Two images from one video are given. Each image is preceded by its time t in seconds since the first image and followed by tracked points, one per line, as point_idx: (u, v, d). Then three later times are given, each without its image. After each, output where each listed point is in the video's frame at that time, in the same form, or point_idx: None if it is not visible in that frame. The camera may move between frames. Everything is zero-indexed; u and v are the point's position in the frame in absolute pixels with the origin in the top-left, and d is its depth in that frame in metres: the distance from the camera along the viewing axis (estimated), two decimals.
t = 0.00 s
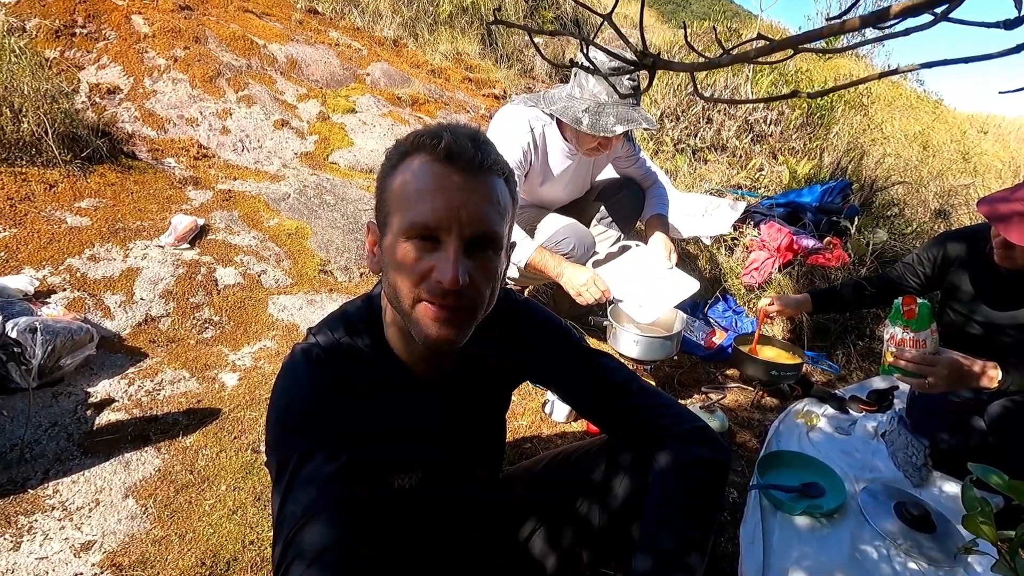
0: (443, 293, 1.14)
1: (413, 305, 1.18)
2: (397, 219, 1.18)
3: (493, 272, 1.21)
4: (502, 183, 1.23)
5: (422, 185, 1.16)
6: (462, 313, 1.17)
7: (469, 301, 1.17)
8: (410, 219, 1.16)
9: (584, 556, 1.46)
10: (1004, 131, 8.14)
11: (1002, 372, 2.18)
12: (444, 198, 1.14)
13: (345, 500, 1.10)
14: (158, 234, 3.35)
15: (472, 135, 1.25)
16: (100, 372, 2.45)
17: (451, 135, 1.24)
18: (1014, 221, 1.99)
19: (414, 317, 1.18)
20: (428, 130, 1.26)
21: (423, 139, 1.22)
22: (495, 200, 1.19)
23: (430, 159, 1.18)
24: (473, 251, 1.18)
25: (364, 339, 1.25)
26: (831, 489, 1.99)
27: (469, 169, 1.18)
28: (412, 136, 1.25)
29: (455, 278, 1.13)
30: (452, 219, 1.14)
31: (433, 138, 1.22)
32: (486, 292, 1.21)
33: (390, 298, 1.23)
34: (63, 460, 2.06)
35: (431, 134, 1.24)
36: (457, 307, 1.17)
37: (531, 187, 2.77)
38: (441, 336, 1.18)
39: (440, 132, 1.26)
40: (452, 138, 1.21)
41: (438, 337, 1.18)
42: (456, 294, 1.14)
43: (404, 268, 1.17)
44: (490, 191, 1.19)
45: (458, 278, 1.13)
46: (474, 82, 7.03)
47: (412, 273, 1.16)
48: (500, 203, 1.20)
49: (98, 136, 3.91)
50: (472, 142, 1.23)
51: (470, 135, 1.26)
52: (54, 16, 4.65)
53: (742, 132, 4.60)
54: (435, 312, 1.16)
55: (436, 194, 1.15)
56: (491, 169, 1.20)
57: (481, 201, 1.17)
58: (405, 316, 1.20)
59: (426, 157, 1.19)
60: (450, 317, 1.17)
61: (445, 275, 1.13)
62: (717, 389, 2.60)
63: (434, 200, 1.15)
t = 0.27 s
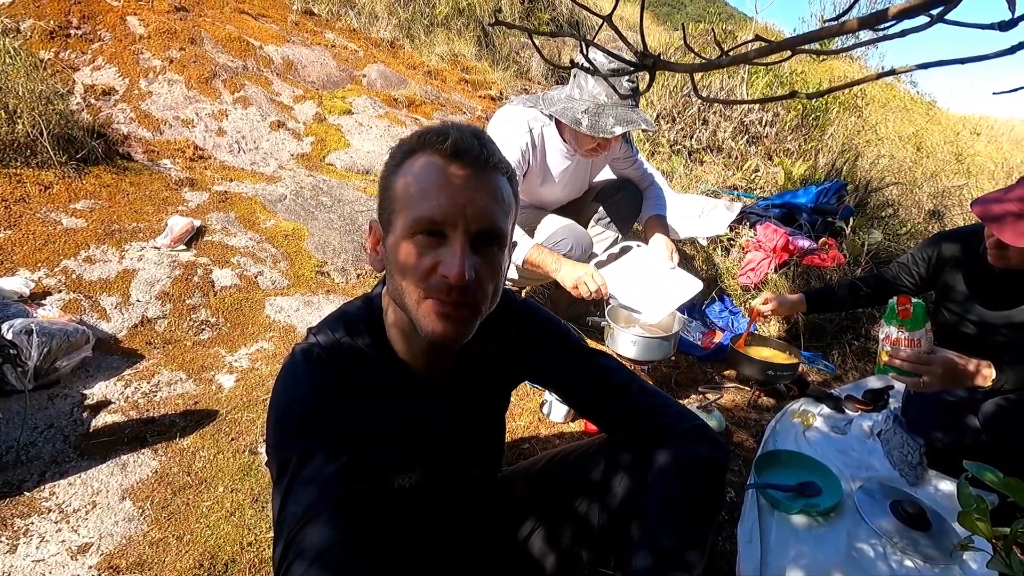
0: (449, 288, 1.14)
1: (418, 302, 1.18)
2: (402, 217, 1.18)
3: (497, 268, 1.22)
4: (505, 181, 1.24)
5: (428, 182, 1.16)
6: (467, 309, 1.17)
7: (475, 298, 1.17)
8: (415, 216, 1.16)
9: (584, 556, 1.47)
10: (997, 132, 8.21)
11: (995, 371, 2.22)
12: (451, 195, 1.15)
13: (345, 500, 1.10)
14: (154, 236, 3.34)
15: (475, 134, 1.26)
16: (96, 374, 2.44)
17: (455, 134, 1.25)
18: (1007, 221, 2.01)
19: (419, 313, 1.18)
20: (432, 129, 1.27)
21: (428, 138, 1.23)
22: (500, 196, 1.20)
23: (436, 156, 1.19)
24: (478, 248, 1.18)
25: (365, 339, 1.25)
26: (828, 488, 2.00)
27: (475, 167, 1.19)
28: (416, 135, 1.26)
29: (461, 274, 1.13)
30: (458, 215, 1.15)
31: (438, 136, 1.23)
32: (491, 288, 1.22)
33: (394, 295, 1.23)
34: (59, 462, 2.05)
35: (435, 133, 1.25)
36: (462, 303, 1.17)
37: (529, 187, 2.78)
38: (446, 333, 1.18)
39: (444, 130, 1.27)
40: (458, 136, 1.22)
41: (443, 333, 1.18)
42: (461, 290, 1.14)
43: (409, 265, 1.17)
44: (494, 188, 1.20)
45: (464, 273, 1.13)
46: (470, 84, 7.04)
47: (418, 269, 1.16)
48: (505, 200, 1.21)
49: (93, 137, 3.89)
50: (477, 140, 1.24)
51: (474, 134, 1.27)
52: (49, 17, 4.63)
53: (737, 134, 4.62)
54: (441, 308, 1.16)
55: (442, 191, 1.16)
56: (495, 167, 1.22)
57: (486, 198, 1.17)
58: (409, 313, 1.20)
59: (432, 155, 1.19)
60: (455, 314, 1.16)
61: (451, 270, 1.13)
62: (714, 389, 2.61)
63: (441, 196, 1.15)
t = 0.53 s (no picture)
0: (472, 297, 1.16)
1: (435, 312, 1.18)
2: (418, 227, 1.16)
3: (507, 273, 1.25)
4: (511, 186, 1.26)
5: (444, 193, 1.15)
6: (486, 315, 1.21)
7: (491, 305, 1.20)
8: (433, 228, 1.14)
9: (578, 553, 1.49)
10: (986, 131, 8.28)
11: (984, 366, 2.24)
12: (469, 206, 1.14)
13: (337, 500, 1.09)
14: (145, 235, 3.31)
15: (476, 136, 1.25)
16: (86, 375, 2.42)
17: (460, 138, 1.22)
18: (996, 219, 2.02)
19: (437, 322, 1.19)
20: (432, 132, 1.24)
21: (436, 144, 1.19)
22: (511, 204, 1.22)
23: (447, 164, 1.17)
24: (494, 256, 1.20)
25: (357, 340, 1.25)
26: (820, 485, 2.01)
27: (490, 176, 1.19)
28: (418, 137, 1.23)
29: (485, 286, 1.14)
30: (478, 226, 1.15)
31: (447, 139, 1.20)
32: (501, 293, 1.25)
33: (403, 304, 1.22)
34: (50, 464, 2.04)
35: (438, 136, 1.23)
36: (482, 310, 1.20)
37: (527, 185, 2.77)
38: (464, 340, 1.21)
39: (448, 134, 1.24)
40: (466, 142, 1.20)
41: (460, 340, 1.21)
42: (483, 300, 1.17)
43: (425, 276, 1.16)
44: (502, 194, 1.20)
45: (490, 283, 1.15)
46: (463, 82, 7.03)
47: (435, 281, 1.16)
48: (514, 206, 1.24)
49: (82, 135, 3.86)
50: (482, 144, 1.23)
51: (475, 135, 1.25)
52: (36, 14, 4.58)
53: (730, 132, 4.63)
54: (463, 316, 1.18)
55: (459, 202, 1.14)
56: (505, 173, 1.23)
57: (502, 208, 1.18)
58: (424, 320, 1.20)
59: (444, 162, 1.17)
60: (474, 321, 1.19)
61: (475, 281, 1.14)
62: (707, 387, 2.63)
63: (459, 207, 1.14)
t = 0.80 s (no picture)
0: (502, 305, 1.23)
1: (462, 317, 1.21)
2: (466, 251, 1.13)
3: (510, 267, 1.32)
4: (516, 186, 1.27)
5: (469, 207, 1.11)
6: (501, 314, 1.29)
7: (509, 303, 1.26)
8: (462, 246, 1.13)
9: (574, 554, 1.47)
10: (979, 131, 8.33)
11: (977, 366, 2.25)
12: (496, 219, 1.13)
13: (326, 503, 1.09)
14: (138, 236, 3.30)
15: (472, 136, 1.19)
16: (79, 376, 2.41)
17: (464, 145, 1.16)
18: (988, 218, 2.03)
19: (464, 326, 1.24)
20: (428, 138, 1.16)
21: (448, 153, 1.13)
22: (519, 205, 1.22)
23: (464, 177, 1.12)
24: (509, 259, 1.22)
25: (346, 340, 1.23)
26: (814, 484, 2.01)
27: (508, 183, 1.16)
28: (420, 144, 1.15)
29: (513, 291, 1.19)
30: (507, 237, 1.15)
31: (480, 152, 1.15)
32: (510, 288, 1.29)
33: (423, 312, 1.22)
34: (41, 466, 2.02)
35: (465, 146, 1.15)
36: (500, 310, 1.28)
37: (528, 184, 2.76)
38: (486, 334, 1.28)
39: (451, 140, 1.16)
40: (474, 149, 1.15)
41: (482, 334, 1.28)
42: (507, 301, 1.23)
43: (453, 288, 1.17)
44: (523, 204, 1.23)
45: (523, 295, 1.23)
46: (458, 82, 7.02)
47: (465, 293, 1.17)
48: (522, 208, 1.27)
49: (75, 135, 3.83)
50: (485, 146, 1.18)
51: (471, 136, 1.19)
52: (28, 13, 4.55)
53: (725, 132, 4.64)
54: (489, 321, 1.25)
55: (484, 215, 1.12)
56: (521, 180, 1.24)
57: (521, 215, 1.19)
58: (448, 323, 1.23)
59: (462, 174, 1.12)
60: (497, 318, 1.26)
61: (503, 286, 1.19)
62: (702, 387, 2.63)
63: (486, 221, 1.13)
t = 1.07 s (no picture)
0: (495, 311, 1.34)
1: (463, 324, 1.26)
2: (490, 279, 1.20)
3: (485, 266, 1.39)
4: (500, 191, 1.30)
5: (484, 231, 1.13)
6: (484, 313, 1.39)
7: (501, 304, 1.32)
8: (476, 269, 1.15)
9: (564, 555, 1.44)
10: (954, 136, 8.53)
11: (955, 365, 2.32)
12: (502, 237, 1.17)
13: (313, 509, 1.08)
14: (121, 242, 3.25)
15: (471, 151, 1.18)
16: (61, 385, 2.37)
17: (488, 175, 1.15)
18: (964, 221, 2.08)
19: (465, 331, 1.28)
20: (438, 159, 1.13)
21: (462, 179, 1.11)
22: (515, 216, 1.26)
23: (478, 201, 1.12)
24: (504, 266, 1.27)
25: (324, 346, 1.21)
26: (800, 483, 2.05)
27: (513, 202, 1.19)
28: (429, 165, 1.11)
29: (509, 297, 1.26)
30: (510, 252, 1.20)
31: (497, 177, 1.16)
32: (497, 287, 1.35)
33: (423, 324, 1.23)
34: (23, 478, 1.99)
35: (486, 173, 1.15)
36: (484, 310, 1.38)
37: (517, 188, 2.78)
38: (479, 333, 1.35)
39: (462, 164, 1.13)
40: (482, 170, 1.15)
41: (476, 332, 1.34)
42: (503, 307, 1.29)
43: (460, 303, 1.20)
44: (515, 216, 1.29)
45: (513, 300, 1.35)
46: (445, 87, 7.04)
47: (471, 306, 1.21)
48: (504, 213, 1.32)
49: (55, 140, 3.78)
50: (486, 162, 1.18)
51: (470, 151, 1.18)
52: (6, 16, 4.48)
53: (709, 137, 4.71)
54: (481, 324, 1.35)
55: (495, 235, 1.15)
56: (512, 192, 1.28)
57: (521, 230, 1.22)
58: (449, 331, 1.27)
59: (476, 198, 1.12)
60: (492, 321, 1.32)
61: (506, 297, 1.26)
62: (689, 389, 2.65)
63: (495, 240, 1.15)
